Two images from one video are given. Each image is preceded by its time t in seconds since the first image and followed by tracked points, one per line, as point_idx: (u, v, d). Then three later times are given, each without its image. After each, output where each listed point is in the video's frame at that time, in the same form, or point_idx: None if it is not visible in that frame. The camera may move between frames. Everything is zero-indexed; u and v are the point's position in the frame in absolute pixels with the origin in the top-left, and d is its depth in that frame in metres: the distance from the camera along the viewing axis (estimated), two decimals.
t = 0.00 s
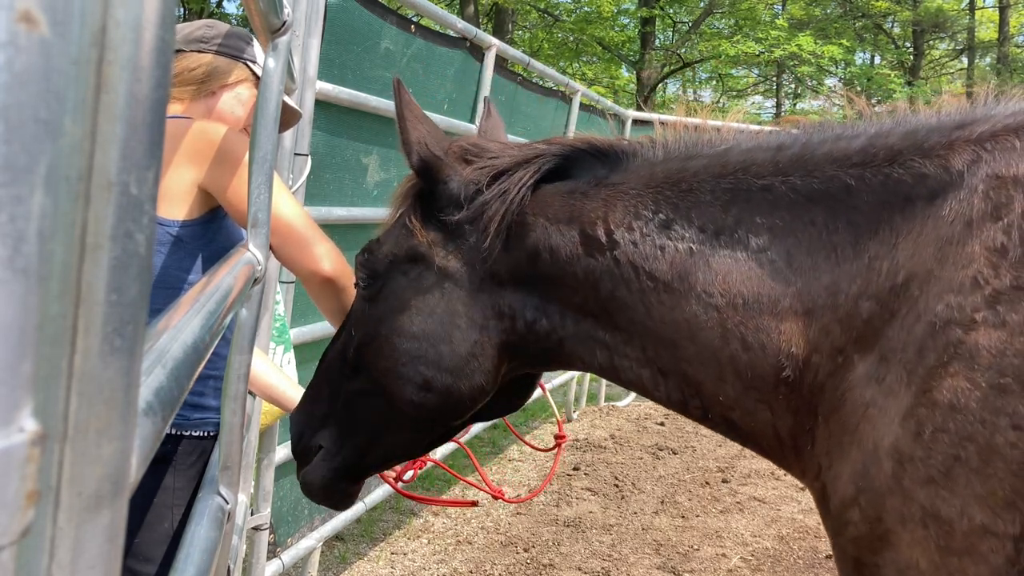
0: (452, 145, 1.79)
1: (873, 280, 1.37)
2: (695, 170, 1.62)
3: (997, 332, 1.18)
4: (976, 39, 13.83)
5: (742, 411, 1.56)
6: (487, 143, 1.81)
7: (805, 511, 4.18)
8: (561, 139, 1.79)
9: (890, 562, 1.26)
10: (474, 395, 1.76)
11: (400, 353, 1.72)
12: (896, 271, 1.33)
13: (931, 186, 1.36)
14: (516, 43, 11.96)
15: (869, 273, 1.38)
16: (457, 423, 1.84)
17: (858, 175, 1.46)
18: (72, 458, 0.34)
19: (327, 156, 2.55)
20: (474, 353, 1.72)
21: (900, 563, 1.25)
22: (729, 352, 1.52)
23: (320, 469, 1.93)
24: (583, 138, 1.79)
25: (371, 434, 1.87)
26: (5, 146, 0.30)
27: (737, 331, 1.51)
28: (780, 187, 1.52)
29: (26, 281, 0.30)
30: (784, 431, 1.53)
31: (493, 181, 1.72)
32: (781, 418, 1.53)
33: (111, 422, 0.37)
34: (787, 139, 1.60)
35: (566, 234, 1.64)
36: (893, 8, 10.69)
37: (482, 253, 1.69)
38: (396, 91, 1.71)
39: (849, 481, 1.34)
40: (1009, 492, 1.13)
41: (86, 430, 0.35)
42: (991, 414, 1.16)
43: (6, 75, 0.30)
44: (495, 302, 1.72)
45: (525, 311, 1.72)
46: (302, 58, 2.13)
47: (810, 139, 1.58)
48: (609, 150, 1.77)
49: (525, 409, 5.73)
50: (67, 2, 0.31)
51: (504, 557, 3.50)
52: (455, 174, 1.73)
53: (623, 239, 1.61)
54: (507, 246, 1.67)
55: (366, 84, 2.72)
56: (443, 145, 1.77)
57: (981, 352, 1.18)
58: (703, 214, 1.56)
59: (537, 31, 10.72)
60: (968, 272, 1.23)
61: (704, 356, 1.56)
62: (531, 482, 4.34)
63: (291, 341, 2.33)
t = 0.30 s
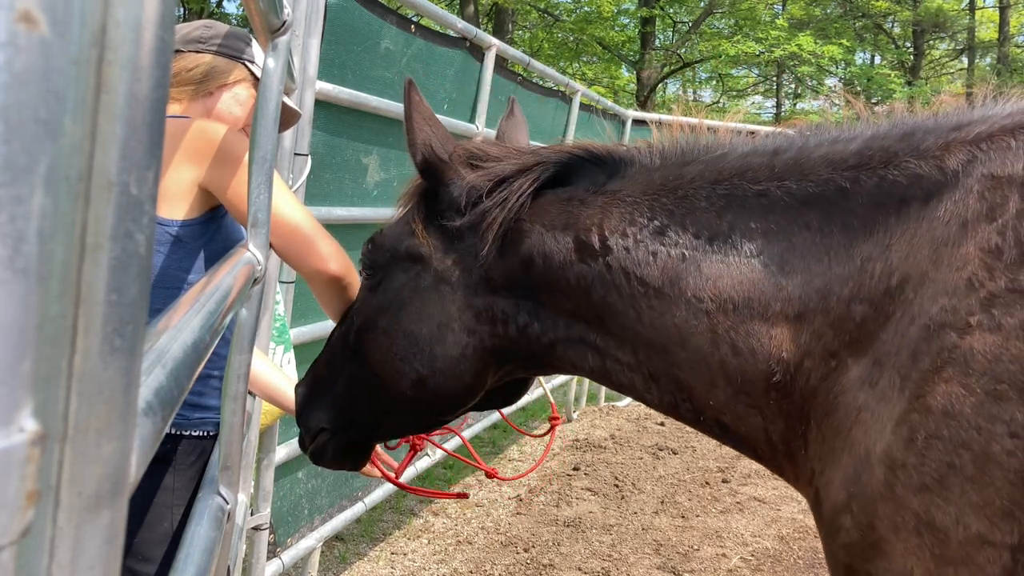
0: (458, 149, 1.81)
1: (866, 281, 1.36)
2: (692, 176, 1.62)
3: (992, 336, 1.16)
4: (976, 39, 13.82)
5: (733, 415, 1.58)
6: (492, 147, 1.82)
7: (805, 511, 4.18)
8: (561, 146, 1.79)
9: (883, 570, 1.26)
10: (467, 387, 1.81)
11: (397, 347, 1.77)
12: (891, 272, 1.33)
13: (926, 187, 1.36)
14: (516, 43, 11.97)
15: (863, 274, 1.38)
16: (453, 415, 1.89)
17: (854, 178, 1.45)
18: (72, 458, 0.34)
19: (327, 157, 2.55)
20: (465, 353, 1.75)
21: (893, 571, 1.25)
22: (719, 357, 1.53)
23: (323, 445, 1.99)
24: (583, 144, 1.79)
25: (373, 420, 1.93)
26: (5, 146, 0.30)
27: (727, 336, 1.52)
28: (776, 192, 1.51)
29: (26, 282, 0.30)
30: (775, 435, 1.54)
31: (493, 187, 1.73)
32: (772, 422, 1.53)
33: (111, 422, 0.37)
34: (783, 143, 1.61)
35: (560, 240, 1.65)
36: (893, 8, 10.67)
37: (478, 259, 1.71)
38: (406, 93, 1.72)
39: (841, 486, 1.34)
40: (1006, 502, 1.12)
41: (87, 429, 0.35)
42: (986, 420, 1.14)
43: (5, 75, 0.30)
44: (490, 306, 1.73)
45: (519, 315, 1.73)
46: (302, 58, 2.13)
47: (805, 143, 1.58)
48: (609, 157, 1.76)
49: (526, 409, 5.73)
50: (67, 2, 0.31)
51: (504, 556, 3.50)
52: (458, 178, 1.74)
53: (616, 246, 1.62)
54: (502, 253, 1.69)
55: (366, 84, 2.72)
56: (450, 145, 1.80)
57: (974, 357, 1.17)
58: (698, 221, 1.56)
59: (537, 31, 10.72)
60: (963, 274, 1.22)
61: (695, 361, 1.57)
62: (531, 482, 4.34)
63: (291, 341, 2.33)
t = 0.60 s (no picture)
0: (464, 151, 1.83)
1: (860, 282, 1.36)
2: (689, 174, 1.63)
3: (986, 337, 1.15)
4: (976, 40, 13.82)
5: (726, 415, 1.58)
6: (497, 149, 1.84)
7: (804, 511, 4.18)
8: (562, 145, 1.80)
9: None
10: (477, 390, 1.80)
11: (412, 351, 1.79)
12: (886, 273, 1.33)
13: (921, 187, 1.36)
14: (516, 43, 11.97)
15: (857, 275, 1.37)
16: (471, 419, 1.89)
17: (849, 176, 1.46)
18: (72, 458, 0.34)
19: (327, 157, 2.55)
20: (473, 354, 1.75)
21: None
22: (711, 355, 1.53)
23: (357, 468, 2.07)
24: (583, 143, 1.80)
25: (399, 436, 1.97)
26: (5, 146, 0.30)
27: (718, 335, 1.52)
28: (770, 190, 1.53)
29: (26, 282, 0.30)
30: (768, 435, 1.55)
31: (496, 188, 1.75)
32: (764, 422, 1.54)
33: (111, 423, 0.37)
34: (780, 141, 1.61)
35: (559, 237, 1.66)
36: (894, 8, 10.67)
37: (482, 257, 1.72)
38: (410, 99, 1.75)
39: (834, 492, 1.34)
40: (1002, 508, 1.10)
41: (86, 430, 0.35)
42: (981, 424, 1.13)
43: (5, 75, 0.30)
44: (495, 306, 1.74)
45: (523, 314, 1.74)
46: (302, 58, 2.13)
47: (803, 141, 1.59)
48: (609, 156, 1.77)
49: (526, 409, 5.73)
50: (67, 2, 0.31)
51: (504, 556, 3.50)
52: (462, 180, 1.76)
53: (612, 242, 1.63)
54: (504, 250, 1.70)
55: (366, 84, 2.72)
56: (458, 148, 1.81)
57: (968, 358, 1.15)
58: (693, 219, 1.58)
59: (537, 31, 10.72)
60: (956, 274, 1.21)
61: (689, 360, 1.57)
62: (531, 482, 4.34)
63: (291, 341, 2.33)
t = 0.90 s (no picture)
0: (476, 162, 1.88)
1: (854, 283, 1.36)
2: (685, 180, 1.64)
3: (981, 338, 1.15)
4: (976, 40, 13.82)
5: (720, 417, 1.58)
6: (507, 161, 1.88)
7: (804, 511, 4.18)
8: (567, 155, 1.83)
9: None
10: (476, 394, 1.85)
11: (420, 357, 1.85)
12: (880, 274, 1.33)
13: (915, 187, 1.36)
14: (516, 43, 11.95)
15: (851, 276, 1.37)
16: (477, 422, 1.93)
17: (843, 179, 1.46)
18: (72, 458, 0.34)
19: (327, 156, 2.55)
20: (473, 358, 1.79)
21: None
22: (701, 357, 1.54)
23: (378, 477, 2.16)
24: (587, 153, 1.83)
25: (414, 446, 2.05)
26: (4, 146, 0.30)
27: (708, 336, 1.53)
28: (765, 193, 1.53)
29: (26, 282, 0.30)
30: (760, 438, 1.55)
31: (502, 195, 1.78)
32: (755, 425, 1.54)
33: (111, 422, 0.37)
34: (777, 146, 1.62)
35: (556, 239, 1.68)
36: (894, 8, 10.66)
37: (484, 262, 1.75)
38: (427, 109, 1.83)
39: (828, 495, 1.34)
40: (997, 514, 1.10)
41: (86, 430, 0.35)
42: (975, 427, 1.13)
43: (6, 75, 0.30)
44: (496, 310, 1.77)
45: (521, 318, 1.76)
46: (302, 58, 2.13)
47: (800, 145, 1.60)
48: (610, 163, 1.79)
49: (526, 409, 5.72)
50: (67, 2, 0.31)
51: (504, 556, 3.50)
52: (470, 189, 1.81)
53: (607, 245, 1.64)
54: (505, 253, 1.72)
55: (366, 84, 2.72)
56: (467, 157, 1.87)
57: (963, 360, 1.16)
58: (688, 223, 1.58)
59: (537, 31, 10.69)
60: (950, 274, 1.21)
61: (679, 362, 1.58)
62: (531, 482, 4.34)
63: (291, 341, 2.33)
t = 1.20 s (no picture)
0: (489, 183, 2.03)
1: (852, 283, 1.37)
2: (686, 186, 1.70)
3: (977, 342, 1.14)
4: (976, 40, 13.80)
5: (715, 418, 1.61)
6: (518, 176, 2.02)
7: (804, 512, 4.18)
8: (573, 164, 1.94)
9: None
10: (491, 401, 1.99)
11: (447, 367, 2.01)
12: (877, 274, 1.33)
13: (914, 188, 1.37)
14: (516, 43, 11.92)
15: (848, 276, 1.38)
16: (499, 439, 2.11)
17: (841, 181, 1.48)
18: (71, 458, 0.34)
19: (327, 157, 2.55)
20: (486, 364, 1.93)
21: None
22: (693, 357, 1.57)
23: (435, 503, 2.43)
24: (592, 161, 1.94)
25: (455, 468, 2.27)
26: (4, 146, 0.30)
27: (700, 337, 1.55)
28: (764, 197, 1.57)
29: (26, 282, 0.30)
30: (754, 439, 1.57)
31: (512, 206, 1.93)
32: (749, 426, 1.56)
33: (111, 423, 0.37)
34: (777, 150, 1.66)
35: (560, 242, 1.79)
36: (894, 8, 10.65)
37: (493, 267, 1.90)
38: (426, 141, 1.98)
39: (823, 496, 1.34)
40: (995, 519, 1.09)
41: (86, 430, 0.35)
42: (972, 433, 1.12)
43: (6, 75, 0.29)
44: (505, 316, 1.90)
45: (529, 322, 1.88)
46: (302, 58, 2.13)
47: (799, 148, 1.64)
48: (615, 169, 1.90)
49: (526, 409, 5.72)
50: (67, 3, 0.31)
51: (504, 556, 3.50)
52: (484, 205, 1.96)
53: (606, 248, 1.72)
54: (512, 258, 1.86)
55: (366, 84, 2.72)
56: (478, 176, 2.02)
57: (959, 364, 1.15)
58: (686, 226, 1.63)
59: (537, 31, 10.67)
60: (946, 276, 1.20)
61: (673, 362, 1.62)
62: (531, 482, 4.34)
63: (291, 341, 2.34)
